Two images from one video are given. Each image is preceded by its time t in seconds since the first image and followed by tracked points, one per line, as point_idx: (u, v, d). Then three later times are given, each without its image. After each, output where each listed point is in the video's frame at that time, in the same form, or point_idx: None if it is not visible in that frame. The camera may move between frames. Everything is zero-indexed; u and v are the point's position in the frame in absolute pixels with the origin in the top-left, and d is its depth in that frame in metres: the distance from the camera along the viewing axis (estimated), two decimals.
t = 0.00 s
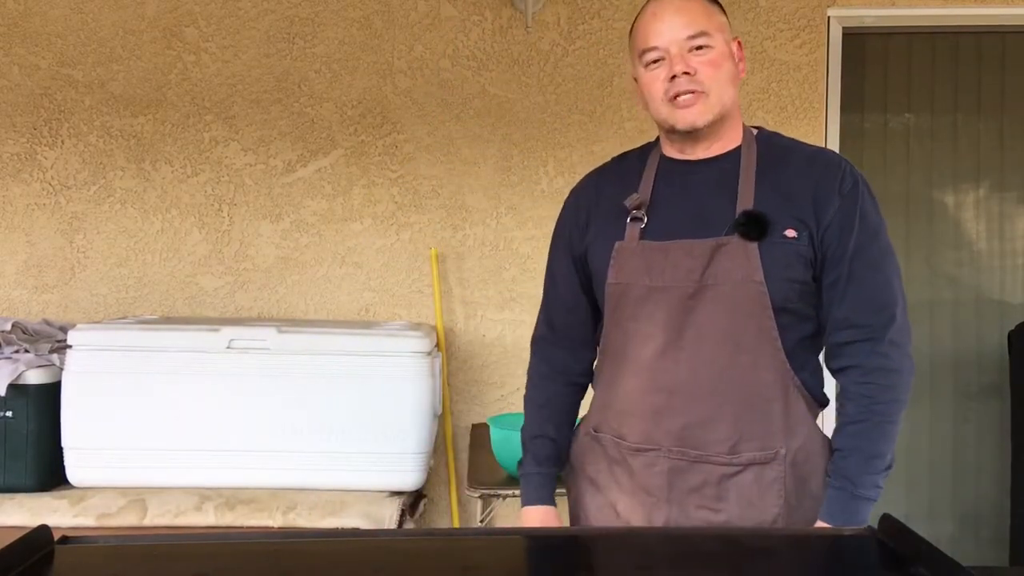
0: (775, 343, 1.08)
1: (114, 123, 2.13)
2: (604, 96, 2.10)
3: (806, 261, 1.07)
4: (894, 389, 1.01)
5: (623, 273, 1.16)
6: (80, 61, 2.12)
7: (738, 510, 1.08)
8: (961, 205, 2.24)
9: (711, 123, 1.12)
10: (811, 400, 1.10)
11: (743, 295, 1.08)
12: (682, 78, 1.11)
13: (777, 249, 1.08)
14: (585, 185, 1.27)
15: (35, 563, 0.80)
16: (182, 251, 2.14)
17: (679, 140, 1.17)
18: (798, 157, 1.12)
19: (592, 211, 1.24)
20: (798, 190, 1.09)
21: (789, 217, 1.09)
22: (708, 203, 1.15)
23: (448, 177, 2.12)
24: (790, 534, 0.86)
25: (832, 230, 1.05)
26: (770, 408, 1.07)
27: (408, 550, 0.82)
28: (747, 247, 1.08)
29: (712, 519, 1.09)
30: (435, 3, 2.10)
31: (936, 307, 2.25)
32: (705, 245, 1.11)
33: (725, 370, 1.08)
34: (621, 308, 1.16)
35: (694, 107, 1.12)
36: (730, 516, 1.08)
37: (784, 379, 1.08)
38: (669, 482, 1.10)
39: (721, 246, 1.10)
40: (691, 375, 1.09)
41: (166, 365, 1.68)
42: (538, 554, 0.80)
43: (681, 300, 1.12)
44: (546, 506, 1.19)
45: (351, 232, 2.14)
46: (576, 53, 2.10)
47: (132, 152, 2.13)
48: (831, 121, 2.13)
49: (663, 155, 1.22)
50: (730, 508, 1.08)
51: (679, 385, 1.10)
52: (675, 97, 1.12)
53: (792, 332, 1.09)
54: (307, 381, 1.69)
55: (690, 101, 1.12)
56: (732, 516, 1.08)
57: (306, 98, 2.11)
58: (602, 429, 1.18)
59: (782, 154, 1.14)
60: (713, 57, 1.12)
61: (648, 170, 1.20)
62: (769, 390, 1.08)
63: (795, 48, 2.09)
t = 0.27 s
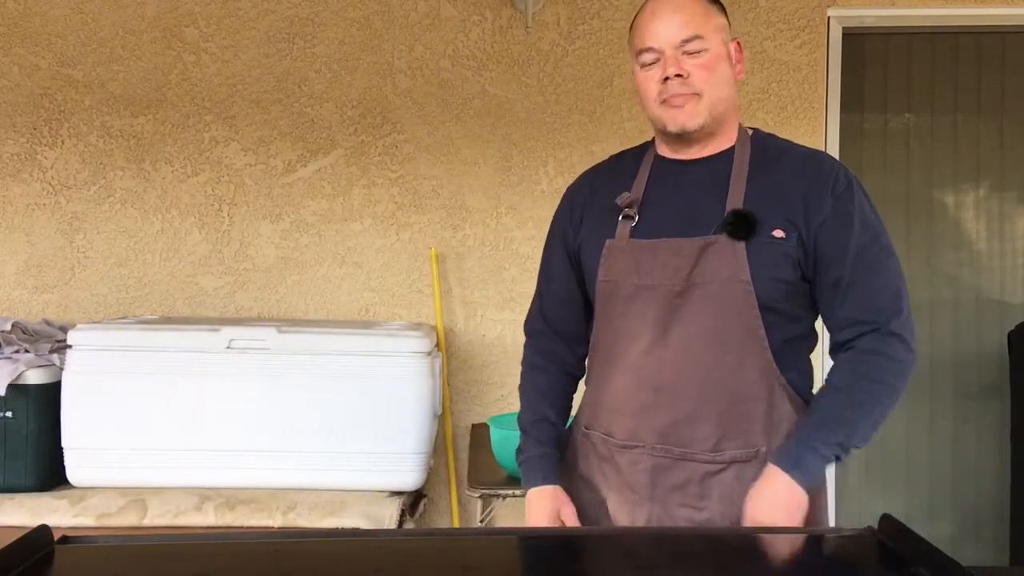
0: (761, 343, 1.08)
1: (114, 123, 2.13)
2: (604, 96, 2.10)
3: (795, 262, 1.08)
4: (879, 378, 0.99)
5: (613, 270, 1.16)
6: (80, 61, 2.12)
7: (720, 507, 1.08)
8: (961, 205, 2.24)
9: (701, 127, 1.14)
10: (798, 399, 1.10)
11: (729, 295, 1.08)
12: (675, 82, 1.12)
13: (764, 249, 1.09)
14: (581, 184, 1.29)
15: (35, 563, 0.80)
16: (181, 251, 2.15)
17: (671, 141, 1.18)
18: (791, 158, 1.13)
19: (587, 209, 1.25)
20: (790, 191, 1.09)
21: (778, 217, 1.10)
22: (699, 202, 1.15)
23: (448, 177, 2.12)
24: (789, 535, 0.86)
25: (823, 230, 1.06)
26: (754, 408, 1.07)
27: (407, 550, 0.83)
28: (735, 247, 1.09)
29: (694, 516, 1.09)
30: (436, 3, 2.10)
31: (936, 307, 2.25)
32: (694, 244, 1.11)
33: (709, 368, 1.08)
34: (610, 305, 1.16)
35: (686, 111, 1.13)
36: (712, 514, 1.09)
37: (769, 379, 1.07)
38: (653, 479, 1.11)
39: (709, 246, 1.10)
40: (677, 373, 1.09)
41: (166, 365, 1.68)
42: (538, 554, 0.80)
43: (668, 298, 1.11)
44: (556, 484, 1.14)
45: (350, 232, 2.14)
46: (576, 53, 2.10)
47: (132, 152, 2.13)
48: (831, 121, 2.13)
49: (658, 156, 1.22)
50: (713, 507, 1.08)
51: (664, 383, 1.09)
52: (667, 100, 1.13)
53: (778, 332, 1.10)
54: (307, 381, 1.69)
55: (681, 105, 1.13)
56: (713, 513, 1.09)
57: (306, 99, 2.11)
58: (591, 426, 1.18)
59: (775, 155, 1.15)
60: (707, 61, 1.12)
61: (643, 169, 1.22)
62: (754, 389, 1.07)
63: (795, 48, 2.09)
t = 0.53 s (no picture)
0: (753, 345, 1.08)
1: (115, 123, 2.13)
2: (604, 96, 2.10)
3: (788, 264, 1.08)
4: (874, 371, 0.96)
5: (607, 270, 1.16)
6: (80, 61, 2.12)
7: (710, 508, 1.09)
8: (961, 205, 2.24)
9: (683, 131, 1.13)
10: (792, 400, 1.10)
11: (721, 296, 1.08)
12: (654, 88, 1.11)
13: (757, 251, 1.09)
14: (580, 182, 1.29)
15: (35, 563, 0.80)
16: (181, 251, 2.15)
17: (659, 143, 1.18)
18: (786, 161, 1.13)
19: (584, 208, 1.25)
20: (784, 194, 1.10)
21: (772, 220, 1.10)
22: (694, 204, 1.15)
23: (448, 177, 2.12)
24: (788, 535, 0.86)
25: (818, 234, 1.06)
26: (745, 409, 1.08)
27: (407, 551, 0.83)
28: (727, 248, 1.09)
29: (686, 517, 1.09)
30: (436, 3, 2.10)
31: (936, 307, 2.25)
32: (687, 245, 1.11)
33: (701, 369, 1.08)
34: (604, 305, 1.17)
35: (666, 116, 1.12)
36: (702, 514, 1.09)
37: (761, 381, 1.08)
38: (645, 479, 1.10)
39: (702, 247, 1.10)
40: (669, 373, 1.09)
41: (167, 365, 1.68)
42: (538, 554, 0.80)
43: (661, 298, 1.11)
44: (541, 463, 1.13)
45: (350, 232, 2.14)
46: (576, 53, 2.10)
47: (132, 152, 2.13)
48: (831, 121, 2.13)
49: (655, 158, 1.23)
50: (705, 506, 1.09)
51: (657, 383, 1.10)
52: (648, 106, 1.13)
53: (770, 333, 1.10)
54: (307, 381, 1.69)
55: (661, 110, 1.13)
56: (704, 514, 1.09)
57: (306, 99, 2.11)
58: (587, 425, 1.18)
59: (770, 158, 1.15)
60: (687, 65, 1.11)
61: (640, 168, 1.22)
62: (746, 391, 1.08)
63: (795, 48, 2.09)
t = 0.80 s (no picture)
0: (742, 347, 1.08)
1: (115, 123, 2.13)
2: (604, 95, 2.10)
3: (777, 266, 1.08)
4: (868, 377, 0.97)
5: (599, 271, 1.17)
6: (80, 61, 2.12)
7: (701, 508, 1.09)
8: (961, 205, 2.24)
9: (671, 134, 1.14)
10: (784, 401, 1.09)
11: (710, 298, 1.08)
12: (643, 92, 1.12)
13: (745, 254, 1.09)
14: (578, 183, 1.30)
15: (35, 563, 0.80)
16: (181, 251, 2.15)
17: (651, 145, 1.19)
18: (780, 161, 1.13)
19: (580, 210, 1.26)
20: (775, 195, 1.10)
21: (760, 222, 1.10)
22: (686, 204, 1.16)
23: (448, 177, 2.12)
24: (788, 535, 0.86)
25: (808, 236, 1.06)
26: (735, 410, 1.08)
27: (407, 551, 0.83)
28: (716, 251, 1.09)
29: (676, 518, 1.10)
30: (436, 3, 2.10)
31: (936, 307, 2.25)
32: (676, 247, 1.11)
33: (690, 371, 1.09)
34: (597, 306, 1.17)
35: (655, 120, 1.13)
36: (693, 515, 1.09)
37: (750, 383, 1.08)
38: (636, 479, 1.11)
39: (691, 249, 1.10)
40: (659, 375, 1.10)
41: (167, 364, 1.68)
42: (538, 554, 0.80)
43: (650, 301, 1.12)
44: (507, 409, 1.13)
45: (350, 232, 2.14)
46: (576, 53, 2.10)
47: (132, 152, 2.13)
48: (831, 121, 2.13)
49: (651, 159, 1.23)
50: (695, 508, 1.09)
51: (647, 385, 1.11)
52: (637, 109, 1.14)
53: (768, 334, 1.10)
54: (308, 381, 1.69)
55: (650, 114, 1.13)
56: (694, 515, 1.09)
57: (307, 99, 2.11)
58: (584, 424, 1.20)
59: (765, 157, 1.14)
60: (676, 69, 1.11)
61: (636, 169, 1.22)
62: (736, 392, 1.08)
63: (795, 48, 2.09)
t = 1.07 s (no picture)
0: (742, 347, 1.09)
1: (115, 123, 2.13)
2: (604, 95, 2.10)
3: (776, 265, 1.08)
4: (856, 369, 0.95)
5: (598, 272, 1.17)
6: (80, 61, 2.12)
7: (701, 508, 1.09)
8: (961, 205, 2.24)
9: (663, 135, 1.13)
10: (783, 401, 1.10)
11: (710, 299, 1.09)
12: (631, 95, 1.12)
13: (745, 253, 1.09)
14: (576, 183, 1.30)
15: (34, 563, 0.80)
16: (181, 251, 2.15)
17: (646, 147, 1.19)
18: (778, 160, 1.12)
19: (579, 210, 1.26)
20: (773, 194, 1.09)
21: (759, 221, 1.09)
22: (685, 205, 1.16)
23: (448, 177, 2.12)
24: (788, 535, 0.86)
25: (806, 235, 1.06)
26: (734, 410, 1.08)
27: (406, 551, 0.82)
28: (715, 251, 1.09)
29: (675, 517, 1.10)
30: (436, 3, 2.10)
31: (936, 307, 2.25)
32: (675, 248, 1.11)
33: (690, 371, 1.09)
34: (596, 306, 1.18)
35: (645, 121, 1.13)
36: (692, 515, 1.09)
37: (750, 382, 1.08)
38: (636, 479, 1.11)
39: (690, 250, 1.10)
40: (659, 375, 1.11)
41: (167, 364, 1.68)
42: (538, 554, 0.80)
43: (650, 301, 1.12)
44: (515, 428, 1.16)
45: (350, 232, 2.14)
46: (576, 53, 2.10)
47: (132, 152, 2.13)
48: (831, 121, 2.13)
49: (649, 159, 1.23)
50: (695, 507, 1.09)
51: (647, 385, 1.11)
52: (627, 112, 1.14)
53: (767, 334, 1.10)
54: (308, 381, 1.69)
55: (640, 116, 1.13)
56: (694, 515, 1.09)
57: (307, 99, 2.11)
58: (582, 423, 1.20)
59: (763, 157, 1.14)
60: (662, 69, 1.11)
61: (634, 170, 1.22)
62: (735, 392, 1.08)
63: (795, 48, 2.09)
